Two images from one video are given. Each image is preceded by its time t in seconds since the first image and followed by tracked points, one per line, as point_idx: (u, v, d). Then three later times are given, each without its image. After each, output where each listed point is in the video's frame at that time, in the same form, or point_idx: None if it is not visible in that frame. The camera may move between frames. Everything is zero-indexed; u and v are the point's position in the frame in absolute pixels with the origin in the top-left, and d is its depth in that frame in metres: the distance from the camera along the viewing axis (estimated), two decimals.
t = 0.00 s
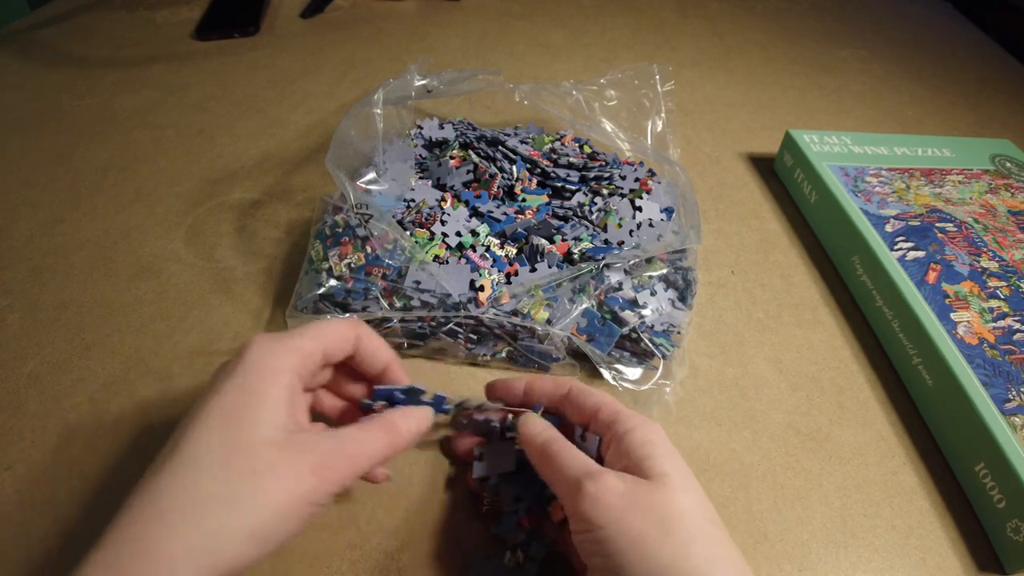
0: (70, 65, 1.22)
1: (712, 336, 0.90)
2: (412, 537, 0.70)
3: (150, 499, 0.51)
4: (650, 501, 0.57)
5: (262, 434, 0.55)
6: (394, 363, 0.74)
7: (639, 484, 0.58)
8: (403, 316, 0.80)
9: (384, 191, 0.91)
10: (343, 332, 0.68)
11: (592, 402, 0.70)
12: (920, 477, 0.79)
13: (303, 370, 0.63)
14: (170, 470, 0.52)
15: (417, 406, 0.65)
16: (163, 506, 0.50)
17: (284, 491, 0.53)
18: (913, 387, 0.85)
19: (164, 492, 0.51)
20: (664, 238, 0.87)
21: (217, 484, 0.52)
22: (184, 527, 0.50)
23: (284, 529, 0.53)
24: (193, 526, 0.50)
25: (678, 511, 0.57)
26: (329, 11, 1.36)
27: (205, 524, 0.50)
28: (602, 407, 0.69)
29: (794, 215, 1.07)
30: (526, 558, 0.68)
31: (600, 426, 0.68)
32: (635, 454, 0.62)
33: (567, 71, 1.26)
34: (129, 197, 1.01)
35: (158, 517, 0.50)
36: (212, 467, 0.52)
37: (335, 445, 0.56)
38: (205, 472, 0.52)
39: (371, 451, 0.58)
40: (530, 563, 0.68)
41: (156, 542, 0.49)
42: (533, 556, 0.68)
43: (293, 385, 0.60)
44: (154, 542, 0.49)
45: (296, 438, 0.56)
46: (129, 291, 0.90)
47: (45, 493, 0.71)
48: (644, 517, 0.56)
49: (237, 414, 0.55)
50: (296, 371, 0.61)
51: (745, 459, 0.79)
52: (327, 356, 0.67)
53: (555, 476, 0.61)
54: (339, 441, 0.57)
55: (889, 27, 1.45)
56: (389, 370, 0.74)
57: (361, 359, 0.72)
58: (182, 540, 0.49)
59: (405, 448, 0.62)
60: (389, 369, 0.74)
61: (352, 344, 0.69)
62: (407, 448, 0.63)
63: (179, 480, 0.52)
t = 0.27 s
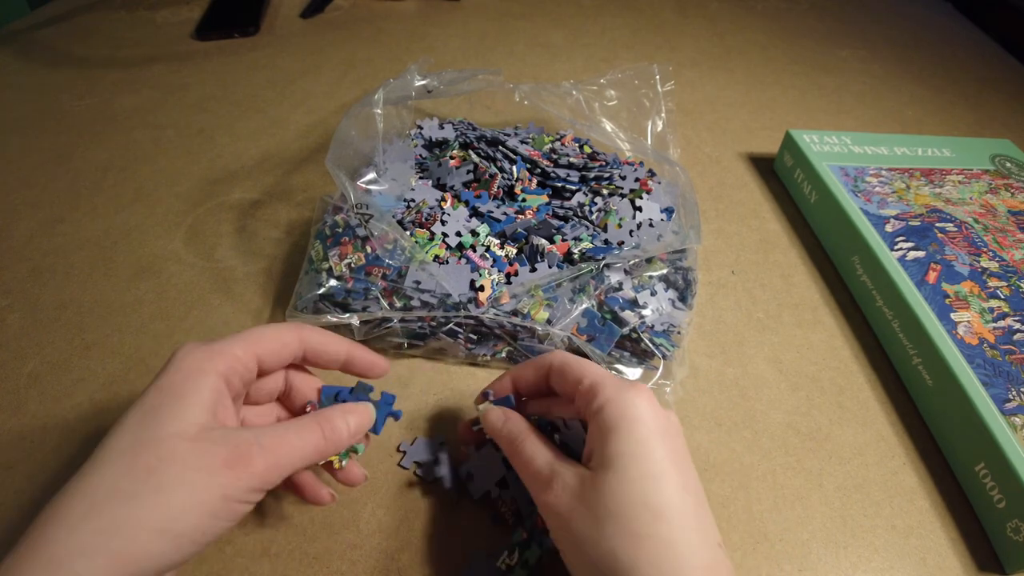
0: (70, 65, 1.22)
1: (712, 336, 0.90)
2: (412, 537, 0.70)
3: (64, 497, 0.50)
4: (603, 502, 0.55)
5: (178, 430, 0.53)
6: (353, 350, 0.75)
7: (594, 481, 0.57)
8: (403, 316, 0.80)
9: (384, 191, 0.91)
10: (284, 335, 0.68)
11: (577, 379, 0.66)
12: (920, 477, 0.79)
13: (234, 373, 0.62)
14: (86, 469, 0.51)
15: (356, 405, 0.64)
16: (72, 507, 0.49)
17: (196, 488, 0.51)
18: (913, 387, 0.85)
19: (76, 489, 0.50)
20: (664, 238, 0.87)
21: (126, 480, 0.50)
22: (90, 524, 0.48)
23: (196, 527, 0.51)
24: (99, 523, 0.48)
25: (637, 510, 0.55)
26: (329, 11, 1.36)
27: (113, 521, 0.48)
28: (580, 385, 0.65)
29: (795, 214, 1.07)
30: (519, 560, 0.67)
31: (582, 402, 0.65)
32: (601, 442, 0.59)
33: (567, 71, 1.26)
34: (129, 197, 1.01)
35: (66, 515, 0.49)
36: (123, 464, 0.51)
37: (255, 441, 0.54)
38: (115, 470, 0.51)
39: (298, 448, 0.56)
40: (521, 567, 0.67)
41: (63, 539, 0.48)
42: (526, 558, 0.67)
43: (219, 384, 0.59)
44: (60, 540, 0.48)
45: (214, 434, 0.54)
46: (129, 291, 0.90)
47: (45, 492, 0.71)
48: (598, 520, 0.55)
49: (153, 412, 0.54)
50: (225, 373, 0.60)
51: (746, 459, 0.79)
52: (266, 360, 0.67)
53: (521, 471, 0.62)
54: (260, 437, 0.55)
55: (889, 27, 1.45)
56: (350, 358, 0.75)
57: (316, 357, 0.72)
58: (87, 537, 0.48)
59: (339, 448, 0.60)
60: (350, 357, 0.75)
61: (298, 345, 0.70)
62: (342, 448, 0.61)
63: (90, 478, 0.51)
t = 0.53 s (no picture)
0: (71, 65, 1.22)
1: (712, 336, 0.90)
2: (413, 537, 0.70)
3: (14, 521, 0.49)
4: (611, 477, 0.54)
5: (137, 442, 0.53)
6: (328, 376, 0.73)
7: (598, 462, 0.56)
8: (403, 316, 0.80)
9: (384, 192, 0.91)
10: (261, 351, 0.68)
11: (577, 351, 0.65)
12: (920, 476, 0.79)
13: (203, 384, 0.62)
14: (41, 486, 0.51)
15: (331, 411, 0.62)
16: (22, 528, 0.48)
17: (152, 501, 0.50)
18: (913, 387, 0.85)
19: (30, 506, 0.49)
20: (664, 238, 0.87)
21: (81, 497, 0.50)
22: (41, 541, 0.48)
23: (158, 540, 0.50)
24: (53, 541, 0.48)
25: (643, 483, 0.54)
26: (329, 11, 1.36)
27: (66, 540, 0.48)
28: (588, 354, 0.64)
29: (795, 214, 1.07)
30: (524, 560, 0.68)
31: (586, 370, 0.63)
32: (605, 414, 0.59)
33: (567, 71, 1.26)
34: (129, 197, 1.01)
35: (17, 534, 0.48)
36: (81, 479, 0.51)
37: (217, 450, 0.54)
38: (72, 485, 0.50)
39: (264, 453, 0.55)
40: (524, 567, 0.68)
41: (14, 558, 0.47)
42: (531, 558, 0.68)
43: (186, 395, 0.59)
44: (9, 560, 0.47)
45: (175, 445, 0.54)
46: (129, 291, 0.90)
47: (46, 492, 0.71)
48: (609, 493, 0.54)
49: (115, 425, 0.54)
50: (192, 383, 0.61)
51: (746, 459, 0.79)
52: (241, 371, 0.66)
53: (515, 441, 0.60)
54: (225, 446, 0.54)
55: (889, 27, 1.45)
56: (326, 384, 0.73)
57: (295, 378, 0.71)
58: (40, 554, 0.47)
59: (311, 454, 0.59)
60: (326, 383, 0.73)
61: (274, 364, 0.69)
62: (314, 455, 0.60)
63: (46, 495, 0.50)
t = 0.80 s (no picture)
0: (71, 65, 1.22)
1: (712, 336, 0.90)
2: (413, 537, 0.70)
3: (113, 453, 0.47)
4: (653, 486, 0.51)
5: (244, 390, 0.50)
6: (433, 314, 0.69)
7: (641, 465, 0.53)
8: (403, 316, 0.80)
9: (384, 192, 0.91)
10: (364, 282, 0.65)
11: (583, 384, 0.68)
12: (920, 476, 0.79)
13: (305, 322, 0.60)
14: (135, 425, 0.49)
15: (443, 372, 0.59)
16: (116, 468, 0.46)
17: (256, 451, 0.48)
18: (913, 387, 0.85)
19: (128, 444, 0.47)
20: (665, 238, 0.87)
21: (179, 443, 0.47)
22: (133, 487, 0.45)
23: (257, 501, 0.48)
24: (152, 487, 0.45)
25: (691, 505, 0.51)
26: (329, 11, 1.36)
27: (161, 487, 0.45)
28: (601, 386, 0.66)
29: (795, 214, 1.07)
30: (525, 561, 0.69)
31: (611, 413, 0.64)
32: (648, 437, 0.57)
33: (567, 71, 1.26)
34: (129, 197, 1.01)
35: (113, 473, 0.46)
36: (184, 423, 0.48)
37: (325, 409, 0.51)
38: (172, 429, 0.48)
39: (373, 415, 0.52)
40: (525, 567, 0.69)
41: (110, 501, 0.45)
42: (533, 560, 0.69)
43: (290, 338, 0.56)
44: (107, 503, 0.45)
45: (280, 398, 0.51)
46: (129, 291, 0.90)
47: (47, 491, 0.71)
48: (659, 497, 0.51)
49: (219, 367, 0.51)
50: (295, 324, 0.58)
51: (746, 459, 0.79)
52: (342, 303, 0.64)
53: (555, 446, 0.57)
54: (333, 404, 0.51)
55: (889, 27, 1.45)
56: (431, 322, 0.69)
57: (397, 310, 0.68)
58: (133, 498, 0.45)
59: (420, 417, 0.56)
60: (430, 321, 0.70)
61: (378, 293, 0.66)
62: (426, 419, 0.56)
63: (144, 434, 0.48)
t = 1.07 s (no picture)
0: (72, 65, 1.22)
1: (712, 336, 0.90)
2: (413, 535, 0.71)
3: (99, 412, 0.45)
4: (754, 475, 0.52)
5: (240, 334, 0.48)
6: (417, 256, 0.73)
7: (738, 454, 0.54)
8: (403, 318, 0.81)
9: (385, 192, 0.92)
10: (352, 225, 0.67)
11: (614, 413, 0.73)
12: (920, 476, 0.79)
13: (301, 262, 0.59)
14: (132, 376, 0.47)
15: (438, 315, 0.59)
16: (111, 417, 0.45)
17: (263, 395, 0.47)
18: (913, 387, 0.85)
19: (124, 396, 0.45)
20: (664, 238, 0.86)
21: (186, 396, 0.45)
22: (136, 443, 0.44)
23: (262, 449, 0.47)
24: (152, 438, 0.44)
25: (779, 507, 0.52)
26: (329, 11, 1.36)
27: (166, 439, 0.44)
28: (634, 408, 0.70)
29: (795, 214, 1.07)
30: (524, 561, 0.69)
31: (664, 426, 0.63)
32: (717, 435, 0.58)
33: (567, 71, 1.26)
34: (129, 197, 1.01)
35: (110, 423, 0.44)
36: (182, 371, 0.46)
37: (329, 357, 0.50)
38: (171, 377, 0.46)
39: (374, 361, 0.52)
40: (524, 568, 0.69)
41: (111, 455, 0.43)
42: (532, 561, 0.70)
43: (283, 277, 0.55)
44: (108, 457, 0.43)
45: (278, 342, 0.49)
46: (129, 291, 0.90)
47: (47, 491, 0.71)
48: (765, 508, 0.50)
49: (216, 312, 0.49)
50: (290, 267, 0.57)
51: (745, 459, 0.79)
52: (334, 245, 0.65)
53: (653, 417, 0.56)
54: (336, 348, 0.50)
55: (889, 26, 1.45)
56: (415, 266, 0.73)
57: (382, 254, 0.71)
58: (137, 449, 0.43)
59: (416, 361, 0.56)
60: (416, 264, 0.73)
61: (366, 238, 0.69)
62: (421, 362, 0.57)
63: (142, 384, 0.46)
